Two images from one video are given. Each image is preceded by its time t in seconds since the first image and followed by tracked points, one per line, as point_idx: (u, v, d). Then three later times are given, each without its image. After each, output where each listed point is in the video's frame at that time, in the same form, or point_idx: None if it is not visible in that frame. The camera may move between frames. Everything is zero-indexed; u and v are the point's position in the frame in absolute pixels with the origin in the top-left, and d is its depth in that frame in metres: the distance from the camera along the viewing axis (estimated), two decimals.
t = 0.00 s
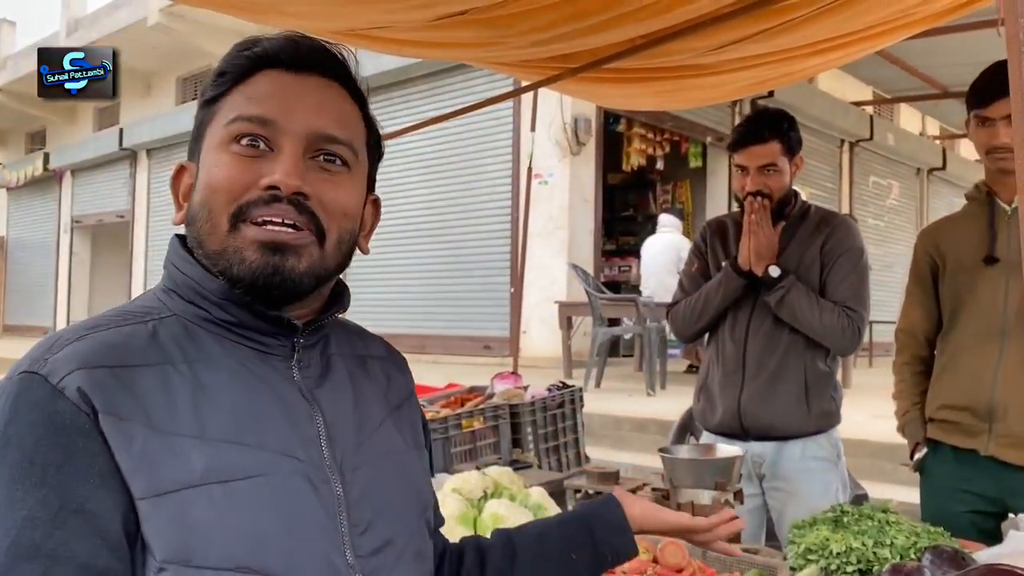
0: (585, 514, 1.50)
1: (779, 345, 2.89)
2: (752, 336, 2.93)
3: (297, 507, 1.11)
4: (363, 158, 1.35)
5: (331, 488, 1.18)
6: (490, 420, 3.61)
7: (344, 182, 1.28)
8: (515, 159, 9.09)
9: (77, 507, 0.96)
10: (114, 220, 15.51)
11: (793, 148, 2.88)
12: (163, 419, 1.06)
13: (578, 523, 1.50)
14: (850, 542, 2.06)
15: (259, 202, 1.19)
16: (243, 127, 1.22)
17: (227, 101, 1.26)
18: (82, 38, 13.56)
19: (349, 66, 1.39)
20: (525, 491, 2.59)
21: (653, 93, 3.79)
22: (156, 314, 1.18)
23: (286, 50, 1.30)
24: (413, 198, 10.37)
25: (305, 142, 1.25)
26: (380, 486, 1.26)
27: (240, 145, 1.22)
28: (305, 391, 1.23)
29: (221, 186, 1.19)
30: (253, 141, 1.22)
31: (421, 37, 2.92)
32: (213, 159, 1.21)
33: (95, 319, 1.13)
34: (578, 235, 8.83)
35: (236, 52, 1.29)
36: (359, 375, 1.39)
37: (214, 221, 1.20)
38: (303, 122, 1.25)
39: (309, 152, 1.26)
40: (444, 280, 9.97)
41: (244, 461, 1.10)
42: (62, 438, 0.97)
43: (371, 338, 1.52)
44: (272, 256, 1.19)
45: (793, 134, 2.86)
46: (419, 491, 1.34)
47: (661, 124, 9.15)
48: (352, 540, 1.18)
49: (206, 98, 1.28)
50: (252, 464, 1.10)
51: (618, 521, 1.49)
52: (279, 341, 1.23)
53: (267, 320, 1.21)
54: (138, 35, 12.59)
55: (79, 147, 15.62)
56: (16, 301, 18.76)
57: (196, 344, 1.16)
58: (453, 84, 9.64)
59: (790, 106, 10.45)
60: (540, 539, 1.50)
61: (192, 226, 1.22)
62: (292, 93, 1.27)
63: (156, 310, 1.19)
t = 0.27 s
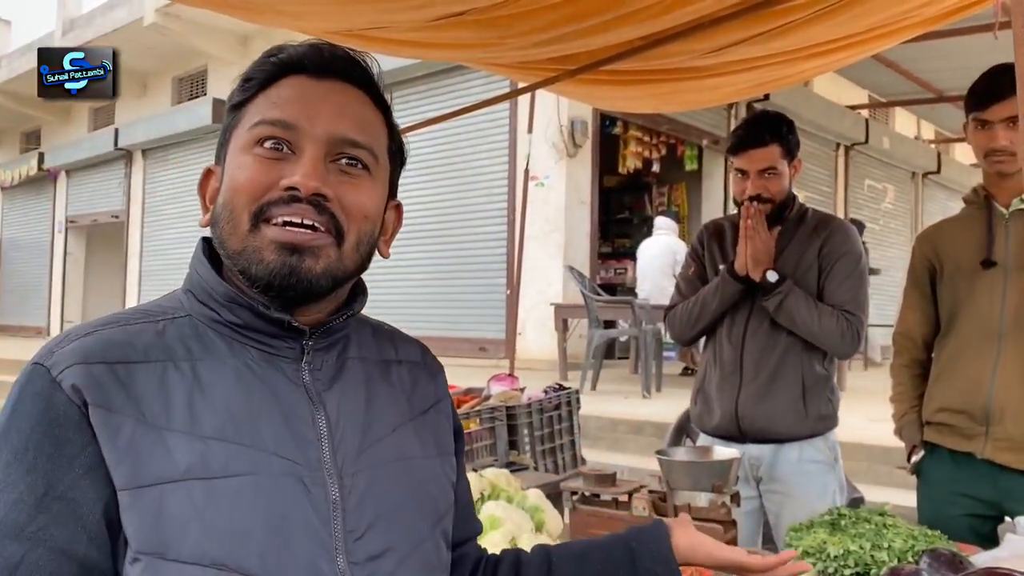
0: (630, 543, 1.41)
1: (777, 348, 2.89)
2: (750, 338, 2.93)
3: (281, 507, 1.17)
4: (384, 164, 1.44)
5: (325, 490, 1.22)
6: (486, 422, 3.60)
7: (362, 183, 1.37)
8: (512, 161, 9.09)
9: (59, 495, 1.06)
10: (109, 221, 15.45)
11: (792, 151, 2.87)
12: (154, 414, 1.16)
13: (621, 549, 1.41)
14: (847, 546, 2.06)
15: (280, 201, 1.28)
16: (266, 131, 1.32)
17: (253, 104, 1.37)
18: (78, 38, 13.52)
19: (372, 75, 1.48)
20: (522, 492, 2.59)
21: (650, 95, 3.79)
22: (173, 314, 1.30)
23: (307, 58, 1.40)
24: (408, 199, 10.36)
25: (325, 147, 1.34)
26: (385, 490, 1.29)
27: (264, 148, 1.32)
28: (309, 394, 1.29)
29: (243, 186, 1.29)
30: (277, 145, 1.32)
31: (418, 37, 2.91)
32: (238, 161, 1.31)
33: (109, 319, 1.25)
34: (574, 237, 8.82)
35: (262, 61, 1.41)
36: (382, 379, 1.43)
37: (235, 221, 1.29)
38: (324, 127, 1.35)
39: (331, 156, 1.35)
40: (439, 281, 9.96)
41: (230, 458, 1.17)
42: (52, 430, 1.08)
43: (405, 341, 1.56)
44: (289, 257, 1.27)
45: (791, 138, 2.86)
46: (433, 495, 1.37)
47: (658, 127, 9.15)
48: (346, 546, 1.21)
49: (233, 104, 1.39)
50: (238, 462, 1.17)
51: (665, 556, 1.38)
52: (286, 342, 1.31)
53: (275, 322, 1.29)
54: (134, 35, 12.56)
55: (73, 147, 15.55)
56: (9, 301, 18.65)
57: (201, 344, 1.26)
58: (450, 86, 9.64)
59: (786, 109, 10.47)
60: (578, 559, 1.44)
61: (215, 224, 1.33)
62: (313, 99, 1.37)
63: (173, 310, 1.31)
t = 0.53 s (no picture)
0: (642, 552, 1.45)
1: (772, 353, 2.89)
2: (748, 343, 2.94)
3: (276, 505, 1.18)
4: (396, 171, 1.44)
5: (324, 491, 1.23)
6: (483, 424, 3.60)
7: (370, 190, 1.36)
8: (509, 164, 9.09)
9: (52, 488, 1.09)
10: (105, 222, 15.43)
11: (790, 154, 2.88)
12: (156, 413, 1.17)
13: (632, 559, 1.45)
14: (842, 550, 2.06)
15: (289, 208, 1.29)
16: (278, 142, 1.33)
17: (268, 114, 1.38)
18: (75, 38, 13.50)
19: (387, 84, 1.47)
20: (518, 495, 2.58)
21: (648, 98, 3.80)
22: (182, 316, 1.31)
23: (322, 67, 1.41)
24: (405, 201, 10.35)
25: (335, 154, 1.34)
26: (385, 493, 1.29)
27: (277, 157, 1.33)
28: (312, 394, 1.29)
29: (254, 192, 1.30)
30: (288, 153, 1.33)
31: (416, 40, 2.91)
32: (251, 168, 1.33)
33: (118, 319, 1.27)
34: (570, 240, 8.83)
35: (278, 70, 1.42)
36: (391, 382, 1.42)
37: (247, 228, 1.30)
38: (337, 136, 1.35)
39: (341, 164, 1.35)
40: (436, 283, 9.96)
41: (228, 457, 1.18)
42: (51, 425, 1.11)
43: (416, 345, 1.55)
44: (294, 266, 1.28)
45: (791, 141, 2.87)
46: (436, 499, 1.36)
47: (655, 130, 9.15)
48: (343, 546, 1.21)
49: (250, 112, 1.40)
50: (235, 462, 1.18)
51: (675, 567, 1.43)
52: (292, 343, 1.31)
53: (280, 324, 1.29)
54: (131, 36, 12.54)
55: (70, 147, 15.50)
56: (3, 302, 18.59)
57: (207, 344, 1.27)
58: (447, 89, 9.63)
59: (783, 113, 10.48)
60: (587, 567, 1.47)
61: (226, 228, 1.34)
62: (326, 107, 1.37)
63: (183, 311, 1.32)
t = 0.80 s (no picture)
0: None
1: (768, 357, 2.89)
2: (745, 347, 2.93)
3: (266, 504, 1.18)
4: (388, 178, 1.43)
5: (314, 491, 1.23)
6: (478, 426, 3.59)
7: (363, 197, 1.36)
8: (507, 166, 9.09)
9: (58, 480, 1.09)
10: (102, 222, 15.40)
11: (790, 156, 2.88)
12: (150, 409, 1.17)
13: None
14: (836, 554, 2.06)
15: (276, 215, 1.28)
16: (268, 151, 1.34)
17: (263, 121, 1.38)
18: (73, 38, 13.49)
19: (380, 89, 1.47)
20: (512, 498, 2.58)
21: (644, 101, 3.80)
22: (180, 315, 1.31)
23: (316, 76, 1.41)
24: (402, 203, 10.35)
25: (324, 161, 1.34)
26: (376, 494, 1.29)
27: (267, 166, 1.33)
28: (305, 395, 1.29)
29: (247, 197, 1.30)
30: (279, 161, 1.33)
31: (414, 42, 2.91)
32: (244, 175, 1.33)
33: (115, 317, 1.27)
34: (567, 242, 8.83)
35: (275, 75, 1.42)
36: (385, 384, 1.42)
37: (238, 234, 1.30)
38: (325, 144, 1.34)
39: (331, 172, 1.34)
40: (433, 285, 9.96)
41: (220, 455, 1.18)
42: (54, 416, 1.10)
43: (414, 347, 1.55)
44: (281, 269, 1.27)
45: (791, 145, 2.87)
46: (427, 500, 1.36)
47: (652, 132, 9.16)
48: (332, 544, 1.22)
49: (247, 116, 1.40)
50: (226, 459, 1.19)
51: None
52: (286, 343, 1.30)
53: (273, 324, 1.29)
54: (129, 36, 12.53)
55: (67, 148, 15.48)
56: None
57: (203, 343, 1.27)
58: (445, 90, 9.63)
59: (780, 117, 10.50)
60: None
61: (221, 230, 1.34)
62: (320, 115, 1.37)
63: (183, 311, 1.32)
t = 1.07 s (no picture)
0: None
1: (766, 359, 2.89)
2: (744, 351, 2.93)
3: (260, 501, 1.19)
4: (393, 187, 1.45)
5: (308, 490, 1.23)
6: (477, 428, 3.59)
7: (368, 202, 1.37)
8: (506, 168, 9.09)
9: (74, 467, 1.12)
10: (101, 223, 15.40)
11: (792, 159, 2.89)
12: (150, 405, 1.19)
13: None
14: (833, 557, 2.07)
15: (289, 216, 1.29)
16: (280, 153, 1.34)
17: (270, 124, 1.39)
18: (73, 39, 13.49)
19: (387, 102, 1.49)
20: (509, 500, 2.58)
21: (643, 104, 3.81)
22: (184, 316, 1.33)
23: (325, 82, 1.42)
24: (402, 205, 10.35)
25: (334, 165, 1.35)
26: (369, 495, 1.29)
27: (278, 166, 1.34)
28: (301, 394, 1.30)
29: (254, 199, 1.31)
30: (291, 164, 1.34)
31: (413, 44, 2.92)
32: (253, 176, 1.33)
33: (118, 315, 1.28)
34: (566, 244, 8.83)
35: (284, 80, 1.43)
36: (380, 387, 1.42)
37: (247, 232, 1.30)
38: (337, 150, 1.36)
39: (339, 176, 1.35)
40: (431, 287, 9.96)
41: (216, 452, 1.19)
42: (68, 405, 1.13)
43: (414, 351, 1.55)
44: (294, 268, 1.28)
45: (794, 148, 2.89)
46: (422, 502, 1.36)
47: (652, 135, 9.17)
48: (324, 544, 1.22)
49: (255, 120, 1.42)
50: (222, 456, 1.20)
51: None
52: (284, 344, 1.31)
53: (271, 323, 1.30)
54: (130, 37, 12.54)
55: (66, 148, 15.46)
56: None
57: (204, 343, 1.29)
58: (445, 93, 9.64)
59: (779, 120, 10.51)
60: None
61: (226, 231, 1.35)
62: (329, 121, 1.38)
63: (185, 312, 1.34)
